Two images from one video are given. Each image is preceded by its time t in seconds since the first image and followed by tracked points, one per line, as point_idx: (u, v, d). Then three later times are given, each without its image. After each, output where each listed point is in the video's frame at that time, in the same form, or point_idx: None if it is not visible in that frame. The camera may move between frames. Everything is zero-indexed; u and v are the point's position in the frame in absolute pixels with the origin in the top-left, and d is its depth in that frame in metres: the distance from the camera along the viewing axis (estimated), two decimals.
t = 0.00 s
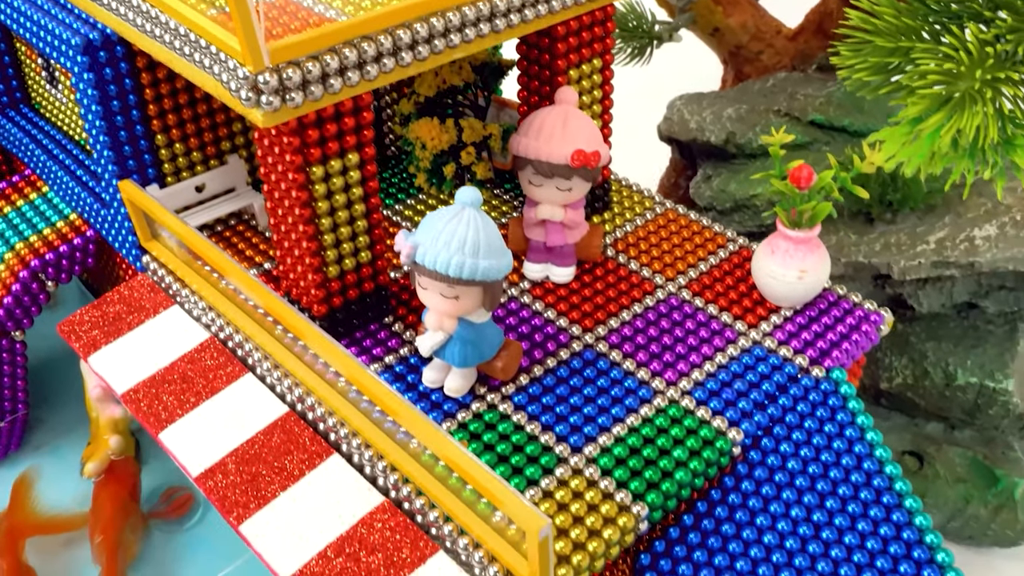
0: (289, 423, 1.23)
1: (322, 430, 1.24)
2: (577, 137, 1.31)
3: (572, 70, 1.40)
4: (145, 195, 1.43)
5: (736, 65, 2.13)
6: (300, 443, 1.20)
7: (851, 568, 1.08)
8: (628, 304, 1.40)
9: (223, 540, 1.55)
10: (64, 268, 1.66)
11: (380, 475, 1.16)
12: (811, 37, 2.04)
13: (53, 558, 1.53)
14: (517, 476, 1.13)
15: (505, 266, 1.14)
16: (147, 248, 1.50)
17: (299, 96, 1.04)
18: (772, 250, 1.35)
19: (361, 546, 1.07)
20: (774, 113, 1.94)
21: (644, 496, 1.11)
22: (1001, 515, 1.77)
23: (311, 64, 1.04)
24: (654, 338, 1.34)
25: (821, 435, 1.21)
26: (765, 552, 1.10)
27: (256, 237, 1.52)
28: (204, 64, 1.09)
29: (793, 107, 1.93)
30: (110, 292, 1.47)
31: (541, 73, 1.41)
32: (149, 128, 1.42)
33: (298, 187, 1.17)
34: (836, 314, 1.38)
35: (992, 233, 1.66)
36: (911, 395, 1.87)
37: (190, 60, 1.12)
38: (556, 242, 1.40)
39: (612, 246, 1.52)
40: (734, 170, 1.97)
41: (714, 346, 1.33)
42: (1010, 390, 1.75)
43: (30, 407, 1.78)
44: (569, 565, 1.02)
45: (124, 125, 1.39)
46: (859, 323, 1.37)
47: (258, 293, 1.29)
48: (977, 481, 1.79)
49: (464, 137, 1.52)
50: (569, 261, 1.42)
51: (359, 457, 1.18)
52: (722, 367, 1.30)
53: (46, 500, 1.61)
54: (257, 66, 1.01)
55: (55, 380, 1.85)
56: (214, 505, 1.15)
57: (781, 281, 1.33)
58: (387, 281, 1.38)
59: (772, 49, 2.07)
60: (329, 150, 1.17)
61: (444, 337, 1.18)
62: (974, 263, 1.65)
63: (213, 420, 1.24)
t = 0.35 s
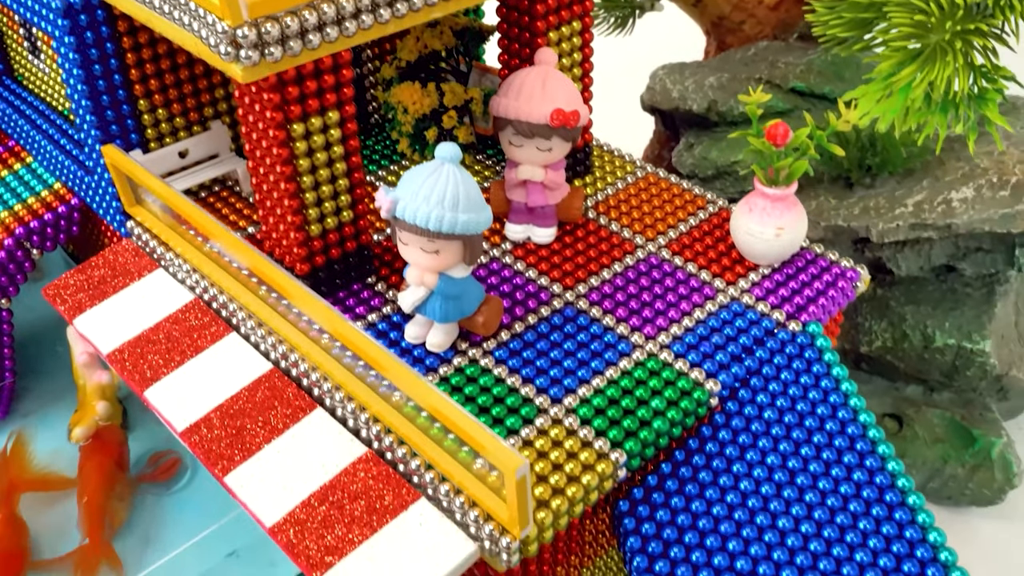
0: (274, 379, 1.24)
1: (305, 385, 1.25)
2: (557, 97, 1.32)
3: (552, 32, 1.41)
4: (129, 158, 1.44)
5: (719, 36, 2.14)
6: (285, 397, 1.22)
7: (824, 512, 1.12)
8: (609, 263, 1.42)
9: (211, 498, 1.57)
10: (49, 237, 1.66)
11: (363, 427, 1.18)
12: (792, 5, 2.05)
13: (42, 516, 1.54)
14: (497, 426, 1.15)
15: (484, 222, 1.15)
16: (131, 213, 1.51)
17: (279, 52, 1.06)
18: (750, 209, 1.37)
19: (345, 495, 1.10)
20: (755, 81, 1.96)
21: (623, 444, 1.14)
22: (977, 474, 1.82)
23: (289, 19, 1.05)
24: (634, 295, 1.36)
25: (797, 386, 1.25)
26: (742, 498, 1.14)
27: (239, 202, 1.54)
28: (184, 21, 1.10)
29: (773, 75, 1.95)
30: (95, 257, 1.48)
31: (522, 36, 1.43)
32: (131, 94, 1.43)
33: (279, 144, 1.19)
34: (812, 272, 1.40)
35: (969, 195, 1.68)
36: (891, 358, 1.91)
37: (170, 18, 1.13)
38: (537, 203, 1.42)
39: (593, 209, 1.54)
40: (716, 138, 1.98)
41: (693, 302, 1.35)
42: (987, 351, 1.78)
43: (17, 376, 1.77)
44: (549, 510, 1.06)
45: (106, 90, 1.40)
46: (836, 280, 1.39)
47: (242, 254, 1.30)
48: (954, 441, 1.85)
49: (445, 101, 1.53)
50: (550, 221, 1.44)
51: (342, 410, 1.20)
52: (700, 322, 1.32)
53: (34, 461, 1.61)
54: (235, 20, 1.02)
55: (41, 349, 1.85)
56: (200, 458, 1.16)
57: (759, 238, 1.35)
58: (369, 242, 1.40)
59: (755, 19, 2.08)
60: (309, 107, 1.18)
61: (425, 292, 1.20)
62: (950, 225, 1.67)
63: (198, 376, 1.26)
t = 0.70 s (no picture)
0: (260, 328, 1.26)
1: (292, 334, 1.26)
2: (539, 50, 1.33)
3: None
4: (113, 114, 1.44)
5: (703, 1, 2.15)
6: (274, 345, 1.23)
7: (803, 450, 1.15)
8: (592, 216, 1.43)
9: (202, 454, 1.59)
10: (36, 198, 1.65)
11: (348, 371, 1.19)
12: None
13: (34, 466, 1.57)
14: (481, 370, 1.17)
15: (466, 172, 1.17)
16: (118, 171, 1.52)
17: None
18: (731, 160, 1.39)
19: (331, 437, 1.11)
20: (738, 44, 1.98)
21: (605, 385, 1.16)
22: (958, 429, 1.86)
23: None
24: (617, 246, 1.38)
25: (777, 331, 1.27)
26: (722, 438, 1.17)
27: (224, 159, 1.55)
28: None
29: (757, 38, 1.97)
30: (80, 215, 1.47)
31: None
32: (115, 50, 1.43)
33: (262, 93, 1.20)
34: (794, 223, 1.42)
35: (949, 152, 1.70)
36: (874, 318, 1.93)
37: None
38: (521, 157, 1.43)
39: (578, 165, 1.55)
40: (700, 100, 2.00)
41: (675, 252, 1.36)
42: (967, 307, 1.81)
43: (6, 338, 1.78)
44: (532, 447, 1.08)
45: (90, 46, 1.40)
46: (817, 231, 1.41)
47: (229, 205, 1.31)
48: (936, 397, 1.89)
49: (428, 58, 1.54)
50: (534, 175, 1.46)
51: (328, 356, 1.21)
52: (683, 271, 1.34)
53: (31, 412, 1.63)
54: None
55: (31, 311, 1.85)
56: (188, 403, 1.17)
57: (741, 188, 1.37)
58: (354, 195, 1.41)
59: None
60: (292, 56, 1.19)
61: (410, 240, 1.22)
62: (931, 181, 1.68)
63: (185, 325, 1.27)
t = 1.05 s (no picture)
0: (253, 276, 1.26)
1: (284, 281, 1.27)
2: None
3: None
4: (103, 67, 1.44)
5: None
6: (267, 292, 1.24)
7: (791, 389, 1.16)
8: (582, 167, 1.44)
9: (197, 408, 1.60)
10: (26, 156, 1.66)
11: (341, 316, 1.20)
12: None
13: (30, 418, 1.57)
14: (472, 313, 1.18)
15: (455, 119, 1.18)
16: (108, 126, 1.51)
17: None
18: (719, 110, 1.40)
19: (323, 379, 1.12)
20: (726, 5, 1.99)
21: (595, 327, 1.17)
22: (946, 385, 1.88)
23: None
24: (606, 195, 1.39)
25: (765, 276, 1.28)
26: (711, 378, 1.18)
27: (215, 115, 1.55)
28: None
29: None
30: (73, 170, 1.46)
31: None
32: (104, 4, 1.43)
33: (252, 39, 1.21)
34: (781, 173, 1.43)
35: (936, 108, 1.71)
36: (862, 276, 1.95)
37: None
38: (511, 108, 1.44)
39: (568, 120, 1.56)
40: (688, 61, 2.01)
41: (664, 201, 1.38)
42: (954, 264, 1.82)
43: None
44: (524, 385, 1.09)
45: None
46: (804, 180, 1.42)
47: (222, 153, 1.28)
48: (923, 354, 1.91)
49: (418, 13, 1.53)
50: (524, 127, 1.47)
51: (321, 302, 1.22)
52: (672, 219, 1.35)
53: (28, 367, 1.65)
54: None
55: (23, 273, 1.85)
56: (182, 348, 1.18)
57: (728, 137, 1.38)
58: (345, 146, 1.41)
59: None
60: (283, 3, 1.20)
61: (400, 186, 1.22)
62: (918, 136, 1.70)
63: (178, 274, 1.27)
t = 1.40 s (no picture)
0: (251, 229, 1.27)
1: (283, 235, 1.28)
2: None
3: None
4: (99, 25, 1.44)
5: None
6: (266, 244, 1.24)
7: (787, 335, 1.17)
8: (578, 124, 1.45)
9: (193, 370, 1.62)
10: (24, 118, 1.66)
11: (340, 267, 1.21)
12: None
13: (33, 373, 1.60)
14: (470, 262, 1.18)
15: (451, 69, 1.18)
16: (104, 86, 1.52)
17: None
18: (714, 65, 1.40)
19: (322, 328, 1.13)
20: None
21: (593, 275, 1.17)
22: (940, 346, 1.90)
23: None
24: (602, 150, 1.39)
25: (761, 228, 1.28)
26: (708, 325, 1.19)
27: (212, 75, 1.55)
28: None
29: None
30: (71, 129, 1.46)
31: None
32: None
33: None
34: (775, 128, 1.44)
35: (929, 67, 1.72)
36: (857, 239, 1.96)
37: None
38: (506, 65, 1.44)
39: (563, 79, 1.56)
40: (683, 24, 2.01)
41: (660, 155, 1.38)
42: (948, 225, 1.83)
43: None
44: (522, 331, 1.10)
45: None
46: (799, 135, 1.43)
47: (224, 109, 1.27)
48: (918, 316, 1.92)
49: None
50: (520, 84, 1.47)
51: (319, 253, 1.23)
52: (668, 173, 1.36)
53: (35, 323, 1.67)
54: None
55: (22, 238, 1.85)
56: (182, 297, 1.19)
57: (723, 92, 1.39)
58: (342, 102, 1.42)
59: None
60: None
61: (398, 138, 1.23)
62: (912, 96, 1.71)
63: (178, 227, 1.28)
